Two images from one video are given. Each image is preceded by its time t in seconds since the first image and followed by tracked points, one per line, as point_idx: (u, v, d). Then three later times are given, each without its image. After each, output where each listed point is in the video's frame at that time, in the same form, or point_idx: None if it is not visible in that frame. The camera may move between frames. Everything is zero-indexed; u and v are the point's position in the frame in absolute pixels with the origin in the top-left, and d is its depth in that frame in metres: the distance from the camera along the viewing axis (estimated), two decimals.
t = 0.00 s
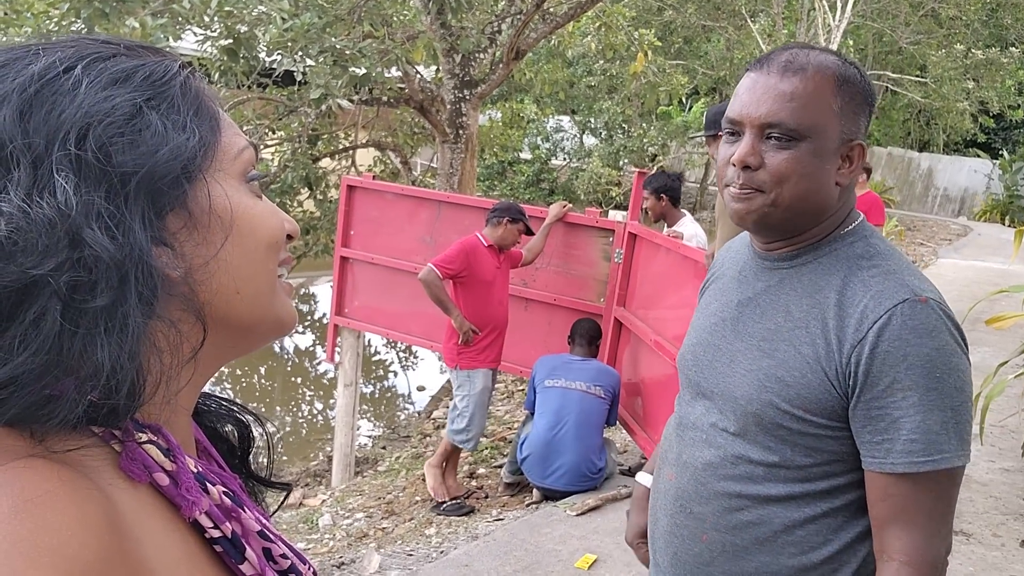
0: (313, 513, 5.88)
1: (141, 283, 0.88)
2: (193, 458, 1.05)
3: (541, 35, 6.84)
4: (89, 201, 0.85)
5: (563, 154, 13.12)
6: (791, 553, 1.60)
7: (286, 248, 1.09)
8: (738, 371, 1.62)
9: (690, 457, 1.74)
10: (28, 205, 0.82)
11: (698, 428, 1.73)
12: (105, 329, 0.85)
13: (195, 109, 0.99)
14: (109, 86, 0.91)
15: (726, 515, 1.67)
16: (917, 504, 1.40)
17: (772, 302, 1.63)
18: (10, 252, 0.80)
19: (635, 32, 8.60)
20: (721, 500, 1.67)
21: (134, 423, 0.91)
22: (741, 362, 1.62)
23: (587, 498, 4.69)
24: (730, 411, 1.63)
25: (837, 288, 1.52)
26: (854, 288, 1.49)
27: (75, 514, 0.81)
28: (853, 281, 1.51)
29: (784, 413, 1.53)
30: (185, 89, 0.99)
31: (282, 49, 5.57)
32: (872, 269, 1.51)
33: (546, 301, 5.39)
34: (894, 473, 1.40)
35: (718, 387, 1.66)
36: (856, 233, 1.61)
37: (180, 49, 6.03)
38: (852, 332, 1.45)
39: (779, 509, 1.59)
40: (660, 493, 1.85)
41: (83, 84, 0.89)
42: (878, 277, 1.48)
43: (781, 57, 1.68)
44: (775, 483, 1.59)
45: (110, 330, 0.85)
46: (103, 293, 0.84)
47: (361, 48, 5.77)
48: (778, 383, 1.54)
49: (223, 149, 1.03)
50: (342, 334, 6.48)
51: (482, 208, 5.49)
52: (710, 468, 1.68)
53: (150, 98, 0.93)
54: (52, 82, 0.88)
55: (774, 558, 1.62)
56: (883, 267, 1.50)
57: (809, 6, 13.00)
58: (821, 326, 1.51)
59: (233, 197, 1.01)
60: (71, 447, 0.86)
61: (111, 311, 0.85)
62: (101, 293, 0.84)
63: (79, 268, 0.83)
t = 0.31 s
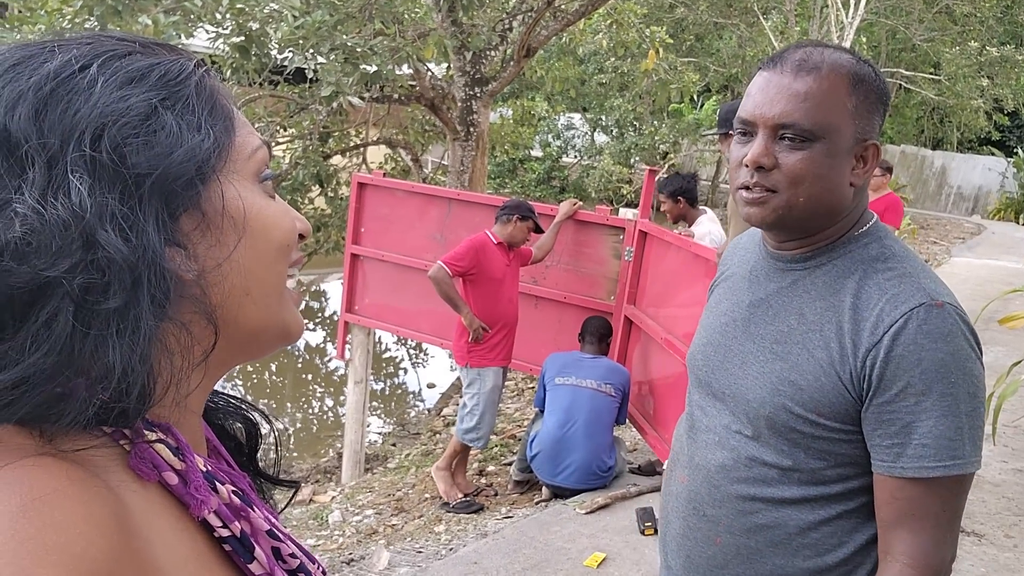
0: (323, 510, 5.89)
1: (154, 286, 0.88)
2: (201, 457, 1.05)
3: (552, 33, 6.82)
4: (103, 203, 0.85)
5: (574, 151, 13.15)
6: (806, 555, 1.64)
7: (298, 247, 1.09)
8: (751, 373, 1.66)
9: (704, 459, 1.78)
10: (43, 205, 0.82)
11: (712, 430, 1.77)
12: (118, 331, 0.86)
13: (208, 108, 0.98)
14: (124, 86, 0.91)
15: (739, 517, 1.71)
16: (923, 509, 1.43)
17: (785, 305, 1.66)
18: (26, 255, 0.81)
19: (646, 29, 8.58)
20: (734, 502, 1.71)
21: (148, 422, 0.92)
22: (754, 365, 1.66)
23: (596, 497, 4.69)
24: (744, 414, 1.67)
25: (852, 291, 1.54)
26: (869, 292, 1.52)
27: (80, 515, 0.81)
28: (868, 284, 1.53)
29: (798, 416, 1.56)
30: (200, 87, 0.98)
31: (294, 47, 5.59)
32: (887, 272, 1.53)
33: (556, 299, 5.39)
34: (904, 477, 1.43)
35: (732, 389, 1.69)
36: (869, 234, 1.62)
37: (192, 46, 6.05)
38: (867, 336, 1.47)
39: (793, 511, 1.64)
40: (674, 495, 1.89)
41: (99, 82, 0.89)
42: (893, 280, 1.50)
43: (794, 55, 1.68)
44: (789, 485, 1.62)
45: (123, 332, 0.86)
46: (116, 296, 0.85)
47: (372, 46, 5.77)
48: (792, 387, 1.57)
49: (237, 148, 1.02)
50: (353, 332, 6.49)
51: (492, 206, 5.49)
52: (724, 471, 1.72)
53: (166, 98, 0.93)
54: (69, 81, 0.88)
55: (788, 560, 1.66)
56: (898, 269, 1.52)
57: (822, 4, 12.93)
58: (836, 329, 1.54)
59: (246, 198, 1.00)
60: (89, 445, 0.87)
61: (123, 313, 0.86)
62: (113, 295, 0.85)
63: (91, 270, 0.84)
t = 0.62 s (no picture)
0: (335, 506, 5.91)
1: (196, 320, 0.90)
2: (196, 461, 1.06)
3: (567, 30, 6.80)
4: (164, 238, 0.85)
5: (588, 148, 13.13)
6: (811, 560, 1.63)
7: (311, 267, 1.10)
8: (758, 377, 1.65)
9: (709, 462, 1.78)
10: (101, 232, 0.82)
11: (718, 433, 1.77)
12: (146, 363, 0.87)
13: (263, 135, 0.97)
14: (184, 110, 0.89)
15: (745, 521, 1.71)
16: (934, 516, 1.42)
17: (792, 307, 1.65)
18: (91, 289, 0.81)
19: (662, 26, 8.53)
20: (738, 506, 1.72)
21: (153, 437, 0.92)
22: (762, 367, 1.65)
23: (608, 495, 4.68)
24: (750, 417, 1.67)
25: (861, 294, 1.53)
26: (879, 295, 1.50)
27: (74, 522, 0.81)
28: (876, 288, 1.52)
29: (804, 420, 1.56)
30: (257, 114, 0.97)
31: (308, 44, 5.60)
32: (897, 276, 1.51)
33: (569, 297, 5.37)
34: (916, 484, 1.42)
35: (739, 392, 1.69)
36: (880, 237, 1.60)
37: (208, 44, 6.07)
38: (876, 342, 1.45)
39: (799, 514, 1.63)
40: (677, 497, 1.90)
41: (161, 103, 0.88)
42: (904, 283, 1.48)
43: (806, 54, 1.66)
44: (793, 489, 1.62)
45: (145, 364, 0.87)
46: (164, 330, 0.86)
47: (387, 43, 5.75)
48: (798, 391, 1.56)
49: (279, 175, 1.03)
50: (366, 328, 6.50)
51: (506, 204, 5.48)
52: (729, 474, 1.73)
53: (225, 123, 0.92)
54: (137, 92, 0.87)
55: (795, 564, 1.66)
56: (909, 273, 1.50)
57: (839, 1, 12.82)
58: (844, 332, 1.52)
59: (283, 231, 1.01)
60: (81, 457, 0.86)
61: (168, 349, 0.88)
62: (165, 327, 0.86)
63: (138, 304, 0.84)
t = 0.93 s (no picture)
0: (349, 502, 5.90)
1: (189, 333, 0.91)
2: (184, 465, 1.09)
3: (584, 25, 6.76)
4: (165, 253, 0.87)
5: (606, 144, 13.07)
6: (820, 564, 1.60)
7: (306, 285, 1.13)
8: (769, 375, 1.61)
9: (715, 463, 1.75)
10: (103, 242, 0.83)
11: (724, 433, 1.73)
12: (131, 379, 0.87)
13: (275, 149, 0.98)
14: (200, 119, 0.90)
15: (752, 524, 1.67)
16: (950, 520, 1.39)
17: (805, 304, 1.61)
18: (88, 301, 0.82)
19: (681, 22, 8.44)
20: (746, 508, 1.68)
21: (139, 450, 0.94)
22: (772, 365, 1.61)
23: (622, 494, 4.64)
24: (758, 415, 1.63)
25: (875, 293, 1.49)
26: (893, 295, 1.46)
27: (50, 534, 0.85)
28: (891, 286, 1.48)
29: (817, 421, 1.52)
30: (271, 128, 0.97)
31: (324, 39, 5.55)
32: (913, 274, 1.47)
33: (584, 294, 5.33)
34: (930, 488, 1.38)
35: (749, 390, 1.65)
36: (897, 235, 1.56)
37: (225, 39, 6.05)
38: (890, 341, 1.42)
39: (806, 516, 1.60)
40: (683, 498, 1.86)
41: (178, 113, 0.88)
42: (920, 282, 1.44)
43: (826, 47, 1.61)
44: (802, 491, 1.59)
45: (132, 376, 0.87)
46: (159, 345, 0.87)
47: (404, 39, 5.68)
48: (810, 391, 1.52)
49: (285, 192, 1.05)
50: (380, 324, 6.48)
51: (521, 200, 5.45)
52: (737, 475, 1.69)
53: (238, 134, 0.93)
54: (152, 95, 0.88)
55: (803, 568, 1.62)
56: (926, 271, 1.46)
57: None
58: (857, 331, 1.49)
59: (281, 247, 1.04)
60: (61, 468, 0.89)
61: (156, 366, 0.88)
62: (159, 342, 0.87)
63: (131, 320, 0.85)
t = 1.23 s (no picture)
0: (359, 499, 5.92)
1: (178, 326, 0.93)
2: (182, 462, 1.10)
3: (596, 24, 6.75)
4: (154, 243, 0.88)
5: (618, 143, 13.06)
6: (824, 561, 1.59)
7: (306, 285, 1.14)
8: (772, 371, 1.61)
9: (718, 460, 1.74)
10: (94, 233, 0.85)
11: (727, 430, 1.73)
12: (123, 372, 0.89)
13: (271, 146, 1.00)
14: (195, 114, 0.92)
15: (756, 521, 1.67)
16: (954, 518, 1.38)
17: (809, 300, 1.61)
18: (76, 289, 0.84)
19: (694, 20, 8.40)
20: (750, 506, 1.68)
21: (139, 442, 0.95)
22: (775, 361, 1.61)
23: (631, 493, 4.64)
24: (763, 412, 1.63)
25: (881, 289, 1.49)
26: (899, 291, 1.46)
27: (55, 524, 0.85)
28: (897, 283, 1.47)
29: (821, 417, 1.52)
30: (266, 126, 1.00)
31: (336, 38, 5.58)
32: (919, 271, 1.46)
33: (595, 293, 5.32)
34: (934, 485, 1.38)
35: (752, 386, 1.65)
36: (902, 232, 1.55)
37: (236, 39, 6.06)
38: (896, 337, 1.42)
39: (810, 513, 1.59)
40: (686, 496, 1.86)
41: (172, 107, 0.90)
42: (927, 280, 1.44)
43: (830, 44, 1.61)
44: (806, 488, 1.59)
45: (125, 368, 0.89)
46: (149, 337, 0.89)
47: (415, 38, 5.69)
48: (815, 386, 1.52)
49: (281, 191, 1.07)
50: (391, 323, 6.50)
51: (532, 198, 5.45)
52: (740, 473, 1.69)
53: (232, 131, 0.95)
54: (146, 89, 0.90)
55: (806, 565, 1.62)
56: (933, 269, 1.45)
57: None
58: (862, 327, 1.48)
59: (277, 245, 1.05)
60: (62, 461, 0.89)
61: (146, 358, 0.90)
62: (148, 334, 0.89)
63: (120, 309, 0.87)
